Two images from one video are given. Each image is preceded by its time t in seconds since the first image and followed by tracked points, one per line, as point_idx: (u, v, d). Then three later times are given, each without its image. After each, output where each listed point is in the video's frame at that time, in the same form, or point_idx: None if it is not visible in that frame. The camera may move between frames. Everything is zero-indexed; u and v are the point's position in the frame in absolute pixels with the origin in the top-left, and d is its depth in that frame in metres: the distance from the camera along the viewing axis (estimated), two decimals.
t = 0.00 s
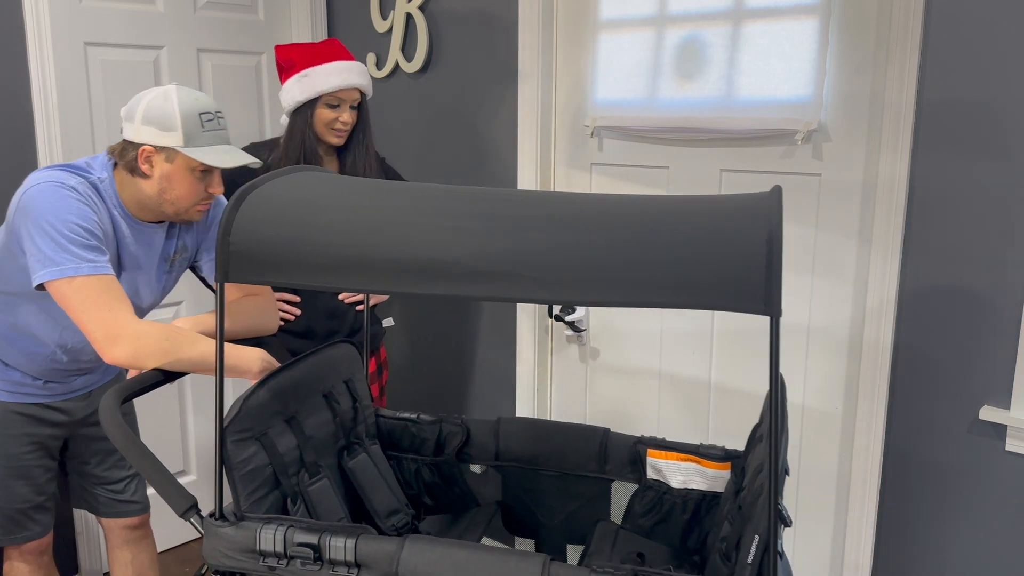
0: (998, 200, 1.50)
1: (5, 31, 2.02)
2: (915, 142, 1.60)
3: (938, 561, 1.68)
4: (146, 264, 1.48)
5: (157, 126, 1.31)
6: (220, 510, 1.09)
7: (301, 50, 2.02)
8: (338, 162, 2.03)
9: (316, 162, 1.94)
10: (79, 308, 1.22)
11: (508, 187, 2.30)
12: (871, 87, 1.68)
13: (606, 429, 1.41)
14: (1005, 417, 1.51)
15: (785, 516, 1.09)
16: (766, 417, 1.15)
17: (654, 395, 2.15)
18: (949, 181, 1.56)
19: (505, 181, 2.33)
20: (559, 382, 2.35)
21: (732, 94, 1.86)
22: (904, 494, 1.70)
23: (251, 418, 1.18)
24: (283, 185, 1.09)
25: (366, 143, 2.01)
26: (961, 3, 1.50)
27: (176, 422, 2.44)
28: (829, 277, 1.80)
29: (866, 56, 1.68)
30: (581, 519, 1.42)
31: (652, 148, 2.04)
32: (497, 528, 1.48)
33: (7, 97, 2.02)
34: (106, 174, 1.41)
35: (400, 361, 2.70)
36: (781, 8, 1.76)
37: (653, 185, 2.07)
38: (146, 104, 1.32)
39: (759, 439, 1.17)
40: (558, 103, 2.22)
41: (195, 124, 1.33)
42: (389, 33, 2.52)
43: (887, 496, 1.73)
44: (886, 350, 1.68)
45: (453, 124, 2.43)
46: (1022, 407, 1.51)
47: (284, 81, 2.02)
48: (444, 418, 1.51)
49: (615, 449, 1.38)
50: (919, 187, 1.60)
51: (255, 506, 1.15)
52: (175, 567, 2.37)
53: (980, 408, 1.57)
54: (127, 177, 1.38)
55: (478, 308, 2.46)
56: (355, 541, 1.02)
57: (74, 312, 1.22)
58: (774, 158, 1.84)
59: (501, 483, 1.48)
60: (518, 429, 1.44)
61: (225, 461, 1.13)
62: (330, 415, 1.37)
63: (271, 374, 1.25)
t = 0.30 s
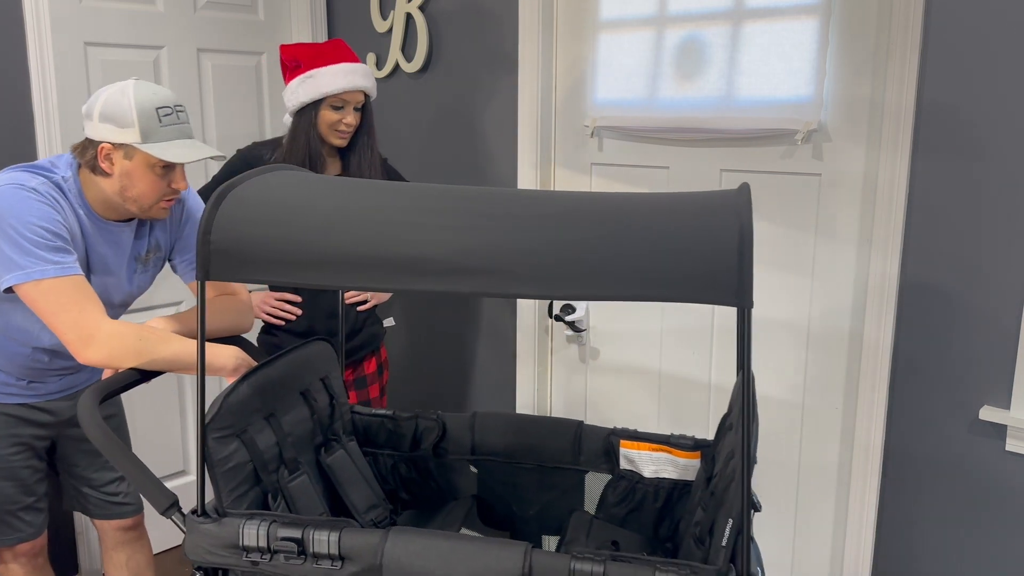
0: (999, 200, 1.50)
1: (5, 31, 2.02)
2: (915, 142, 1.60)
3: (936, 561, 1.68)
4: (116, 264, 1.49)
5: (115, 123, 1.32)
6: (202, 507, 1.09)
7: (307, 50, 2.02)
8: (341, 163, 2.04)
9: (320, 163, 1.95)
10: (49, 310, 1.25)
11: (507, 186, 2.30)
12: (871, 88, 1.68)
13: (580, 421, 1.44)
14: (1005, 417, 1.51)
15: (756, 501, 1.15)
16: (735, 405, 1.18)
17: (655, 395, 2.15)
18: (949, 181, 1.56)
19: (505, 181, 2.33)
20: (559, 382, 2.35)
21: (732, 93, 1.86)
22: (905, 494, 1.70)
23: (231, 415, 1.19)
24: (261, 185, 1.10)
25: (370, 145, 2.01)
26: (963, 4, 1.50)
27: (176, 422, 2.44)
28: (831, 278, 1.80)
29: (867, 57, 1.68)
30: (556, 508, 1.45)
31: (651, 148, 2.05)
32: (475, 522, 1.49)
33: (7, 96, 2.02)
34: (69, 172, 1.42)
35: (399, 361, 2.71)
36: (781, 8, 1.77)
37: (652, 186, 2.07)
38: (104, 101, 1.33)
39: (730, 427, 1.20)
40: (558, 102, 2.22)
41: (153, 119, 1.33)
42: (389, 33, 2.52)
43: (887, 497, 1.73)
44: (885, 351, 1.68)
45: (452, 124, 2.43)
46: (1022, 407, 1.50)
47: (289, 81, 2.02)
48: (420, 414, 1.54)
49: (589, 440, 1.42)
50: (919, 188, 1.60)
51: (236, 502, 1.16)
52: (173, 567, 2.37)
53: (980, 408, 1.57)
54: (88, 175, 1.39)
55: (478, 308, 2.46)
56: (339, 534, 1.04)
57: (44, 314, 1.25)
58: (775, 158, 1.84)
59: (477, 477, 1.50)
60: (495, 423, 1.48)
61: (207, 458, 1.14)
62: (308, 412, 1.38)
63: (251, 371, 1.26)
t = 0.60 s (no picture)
0: (999, 199, 1.50)
1: (6, 31, 2.03)
2: (914, 142, 1.60)
3: (935, 560, 1.68)
4: (103, 267, 1.49)
5: (96, 126, 1.32)
6: (197, 505, 1.10)
7: (306, 48, 2.03)
8: (341, 161, 2.04)
9: (318, 160, 1.94)
10: (35, 314, 1.25)
11: (507, 186, 2.31)
12: (871, 88, 1.69)
13: (565, 416, 1.45)
14: (1005, 417, 1.51)
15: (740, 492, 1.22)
16: (722, 396, 1.21)
17: (656, 396, 2.15)
18: (949, 181, 1.56)
19: (505, 180, 2.33)
20: (559, 382, 2.35)
21: (732, 93, 1.86)
22: (904, 494, 1.71)
23: (224, 414, 1.20)
24: (252, 185, 1.11)
25: (369, 141, 2.01)
26: (963, 4, 1.50)
27: (175, 422, 2.44)
28: (831, 278, 1.80)
29: (867, 57, 1.69)
30: (543, 502, 1.47)
31: (651, 148, 2.05)
32: (463, 516, 1.50)
33: (7, 97, 2.03)
34: (51, 175, 1.42)
35: (399, 360, 2.71)
36: (781, 8, 1.77)
37: (651, 186, 2.07)
38: (85, 104, 1.32)
39: (716, 418, 1.23)
40: (558, 102, 2.22)
41: (135, 122, 1.33)
42: (389, 33, 2.52)
43: (887, 496, 1.74)
44: (885, 350, 1.68)
45: (452, 123, 2.44)
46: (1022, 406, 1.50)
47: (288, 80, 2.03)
48: (406, 411, 1.54)
49: (574, 435, 1.43)
50: (919, 187, 1.60)
51: (231, 500, 1.16)
52: (174, 567, 2.37)
53: (980, 408, 1.57)
54: (72, 178, 1.40)
55: (478, 307, 2.47)
56: (336, 530, 1.04)
57: (30, 318, 1.26)
58: (775, 158, 1.85)
59: (464, 472, 1.51)
60: (481, 418, 1.48)
61: (201, 457, 1.14)
62: (297, 410, 1.39)
63: (243, 369, 1.27)
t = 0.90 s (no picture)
0: (999, 199, 1.50)
1: (6, 30, 2.03)
2: (914, 142, 1.60)
3: (935, 560, 1.69)
4: (102, 271, 1.49)
5: (102, 136, 1.31)
6: (199, 505, 1.10)
7: (300, 49, 2.04)
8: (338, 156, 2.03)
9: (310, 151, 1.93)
10: (29, 319, 1.26)
11: (507, 186, 2.31)
12: (871, 88, 1.69)
13: (565, 416, 1.45)
14: (1005, 417, 1.51)
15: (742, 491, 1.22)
16: (724, 396, 1.21)
17: (656, 396, 2.15)
18: (949, 181, 1.56)
19: (506, 181, 2.33)
20: (559, 382, 2.35)
21: (732, 93, 1.86)
22: (904, 493, 1.71)
23: (227, 414, 1.20)
24: (253, 185, 1.11)
25: (361, 132, 1.99)
26: (963, 4, 1.50)
27: (175, 422, 2.44)
28: (831, 278, 1.80)
29: (867, 57, 1.69)
30: (543, 503, 1.47)
31: (650, 148, 2.05)
32: (463, 516, 1.50)
33: (7, 97, 2.03)
34: (52, 179, 1.42)
35: (399, 360, 2.71)
36: (781, 8, 1.77)
37: (652, 186, 2.07)
38: (91, 113, 1.32)
39: (717, 418, 1.23)
40: (558, 103, 2.22)
41: (142, 133, 1.33)
42: (389, 33, 2.52)
43: (887, 495, 1.74)
44: (884, 350, 1.68)
45: (452, 124, 2.44)
46: (1022, 406, 1.51)
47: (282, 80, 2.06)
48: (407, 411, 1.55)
49: (574, 435, 1.43)
50: (919, 186, 1.60)
51: (233, 500, 1.16)
52: (174, 567, 2.37)
53: (980, 408, 1.57)
54: (74, 185, 1.39)
55: (478, 308, 2.47)
56: (339, 529, 1.04)
57: (26, 322, 1.26)
58: (775, 158, 1.85)
59: (465, 471, 1.51)
60: (481, 418, 1.48)
61: (204, 457, 1.14)
62: (298, 410, 1.39)
63: (245, 369, 1.27)
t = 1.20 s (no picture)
0: (1000, 200, 1.50)
1: (6, 31, 2.02)
2: (914, 142, 1.60)
3: (935, 560, 1.69)
4: (107, 272, 1.49)
5: (113, 134, 1.31)
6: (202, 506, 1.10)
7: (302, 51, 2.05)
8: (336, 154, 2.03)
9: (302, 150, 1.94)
10: (35, 320, 1.26)
11: (507, 186, 2.31)
12: (871, 88, 1.68)
13: (572, 418, 1.45)
14: (1005, 417, 1.51)
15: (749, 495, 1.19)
16: (730, 400, 1.21)
17: (656, 396, 2.15)
18: (949, 181, 1.56)
19: (506, 181, 2.33)
20: (559, 382, 2.35)
21: (731, 93, 1.86)
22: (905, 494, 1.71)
23: (230, 414, 1.19)
24: (257, 185, 1.10)
25: (351, 134, 1.97)
26: (963, 5, 1.50)
27: (175, 422, 2.44)
28: (831, 277, 1.80)
29: (867, 57, 1.68)
30: (550, 505, 1.47)
31: (650, 148, 2.05)
32: (469, 517, 1.51)
33: (7, 97, 2.03)
34: (61, 180, 1.42)
35: (399, 360, 2.71)
36: (781, 8, 1.77)
37: (652, 186, 2.07)
38: (102, 112, 1.32)
39: (724, 422, 1.23)
40: (558, 102, 2.22)
41: (153, 132, 1.33)
42: (389, 33, 2.52)
43: (887, 496, 1.74)
44: (885, 351, 1.68)
45: (453, 124, 2.43)
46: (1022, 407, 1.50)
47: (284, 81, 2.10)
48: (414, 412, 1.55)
49: (581, 437, 1.43)
50: (919, 186, 1.60)
51: (236, 501, 1.16)
52: (174, 567, 2.37)
53: (980, 408, 1.57)
54: (84, 183, 1.39)
55: (478, 308, 2.47)
56: (341, 531, 1.04)
57: (31, 323, 1.27)
58: (775, 158, 1.85)
59: (470, 473, 1.51)
60: (487, 420, 1.48)
61: (206, 457, 1.14)
62: (303, 411, 1.39)
63: (249, 370, 1.26)
